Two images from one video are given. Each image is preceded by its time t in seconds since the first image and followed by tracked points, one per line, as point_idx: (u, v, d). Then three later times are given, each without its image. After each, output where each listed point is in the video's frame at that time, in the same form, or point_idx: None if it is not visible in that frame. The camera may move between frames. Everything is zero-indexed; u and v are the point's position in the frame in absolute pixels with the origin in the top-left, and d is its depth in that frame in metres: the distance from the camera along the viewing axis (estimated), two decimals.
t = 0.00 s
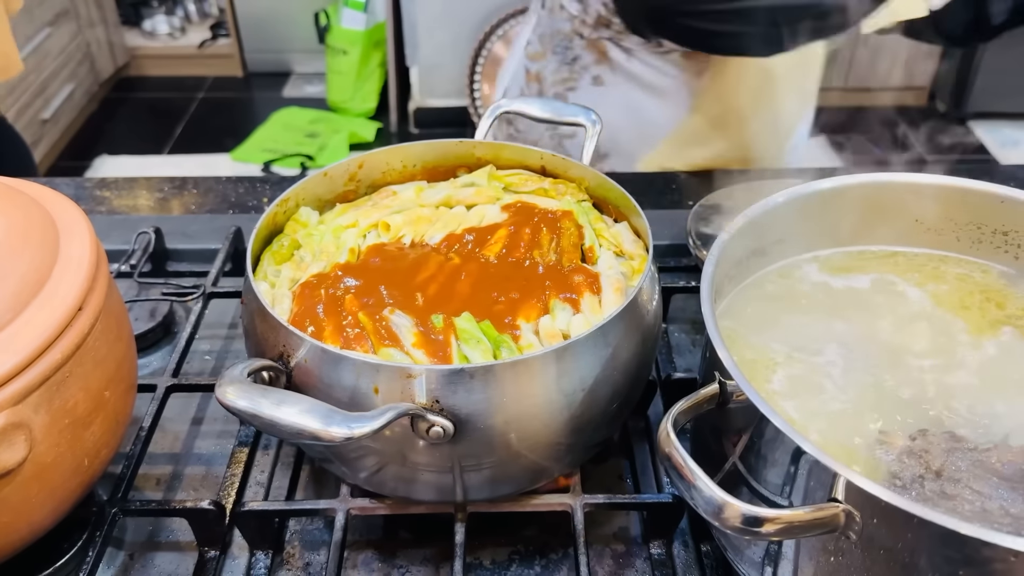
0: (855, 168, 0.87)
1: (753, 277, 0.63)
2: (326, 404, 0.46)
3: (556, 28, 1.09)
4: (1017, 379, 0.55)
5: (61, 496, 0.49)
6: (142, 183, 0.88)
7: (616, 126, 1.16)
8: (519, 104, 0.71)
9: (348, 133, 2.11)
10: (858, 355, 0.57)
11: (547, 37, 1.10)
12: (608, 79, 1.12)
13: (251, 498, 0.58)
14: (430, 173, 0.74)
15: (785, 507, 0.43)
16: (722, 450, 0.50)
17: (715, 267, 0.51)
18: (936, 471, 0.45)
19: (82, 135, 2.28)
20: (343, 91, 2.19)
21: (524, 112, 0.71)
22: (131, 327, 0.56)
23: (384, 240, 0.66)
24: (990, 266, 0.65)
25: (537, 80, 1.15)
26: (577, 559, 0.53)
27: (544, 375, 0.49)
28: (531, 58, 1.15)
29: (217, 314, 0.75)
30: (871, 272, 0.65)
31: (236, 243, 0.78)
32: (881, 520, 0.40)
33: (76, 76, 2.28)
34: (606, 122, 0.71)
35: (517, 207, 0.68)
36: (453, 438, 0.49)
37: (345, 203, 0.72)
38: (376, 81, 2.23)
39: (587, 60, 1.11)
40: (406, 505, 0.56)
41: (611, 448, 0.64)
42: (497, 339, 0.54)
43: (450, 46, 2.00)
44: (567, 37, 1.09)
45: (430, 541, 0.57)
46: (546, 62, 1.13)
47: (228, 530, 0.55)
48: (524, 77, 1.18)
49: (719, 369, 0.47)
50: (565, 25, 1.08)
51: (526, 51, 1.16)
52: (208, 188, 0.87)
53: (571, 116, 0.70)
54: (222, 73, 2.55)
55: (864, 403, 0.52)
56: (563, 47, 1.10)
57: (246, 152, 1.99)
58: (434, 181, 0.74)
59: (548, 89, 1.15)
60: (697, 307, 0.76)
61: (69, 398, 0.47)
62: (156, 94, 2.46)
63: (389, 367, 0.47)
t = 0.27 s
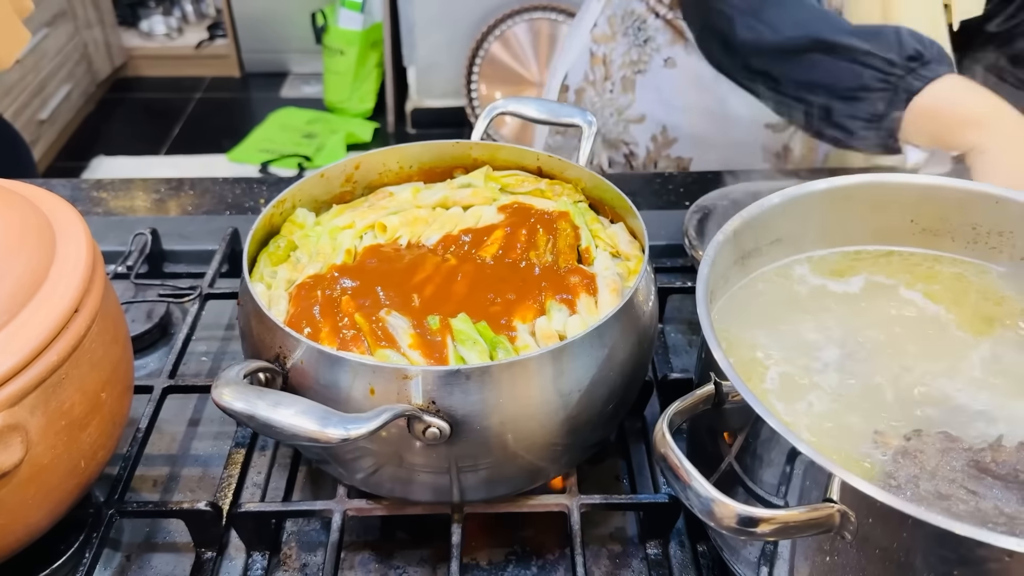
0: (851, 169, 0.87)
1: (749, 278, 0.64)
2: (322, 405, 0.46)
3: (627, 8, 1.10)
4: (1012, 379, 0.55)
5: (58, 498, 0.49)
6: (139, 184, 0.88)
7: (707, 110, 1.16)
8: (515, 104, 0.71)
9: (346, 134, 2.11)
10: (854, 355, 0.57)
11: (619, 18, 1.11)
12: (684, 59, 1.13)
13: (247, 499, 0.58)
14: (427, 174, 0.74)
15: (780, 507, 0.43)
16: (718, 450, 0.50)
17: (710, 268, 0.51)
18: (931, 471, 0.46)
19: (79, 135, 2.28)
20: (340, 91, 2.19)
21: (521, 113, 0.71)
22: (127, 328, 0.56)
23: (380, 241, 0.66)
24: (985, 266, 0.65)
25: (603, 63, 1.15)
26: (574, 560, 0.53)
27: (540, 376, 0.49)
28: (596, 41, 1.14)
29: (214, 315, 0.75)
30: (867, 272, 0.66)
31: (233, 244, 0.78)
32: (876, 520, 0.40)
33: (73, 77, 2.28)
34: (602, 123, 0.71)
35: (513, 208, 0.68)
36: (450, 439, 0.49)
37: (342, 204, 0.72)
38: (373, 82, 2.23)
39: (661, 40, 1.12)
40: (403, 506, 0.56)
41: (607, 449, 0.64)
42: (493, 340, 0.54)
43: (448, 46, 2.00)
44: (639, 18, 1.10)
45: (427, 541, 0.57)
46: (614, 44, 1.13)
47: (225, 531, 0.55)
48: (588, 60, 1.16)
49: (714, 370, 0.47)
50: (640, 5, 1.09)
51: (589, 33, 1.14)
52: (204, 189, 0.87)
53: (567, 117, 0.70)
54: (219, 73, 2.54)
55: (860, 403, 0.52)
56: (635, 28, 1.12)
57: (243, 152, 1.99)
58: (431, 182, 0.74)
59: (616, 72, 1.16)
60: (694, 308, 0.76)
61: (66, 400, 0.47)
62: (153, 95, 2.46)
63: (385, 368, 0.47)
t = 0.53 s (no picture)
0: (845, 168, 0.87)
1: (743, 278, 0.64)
2: (316, 406, 0.46)
3: None
4: (1005, 379, 0.56)
5: (51, 499, 0.49)
6: (134, 185, 0.88)
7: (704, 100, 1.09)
8: (510, 105, 0.71)
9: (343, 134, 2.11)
10: (847, 355, 0.57)
11: None
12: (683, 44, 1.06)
13: (242, 500, 0.58)
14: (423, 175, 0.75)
15: (773, 506, 0.43)
16: (712, 450, 0.50)
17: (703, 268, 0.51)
18: (923, 471, 0.46)
19: (75, 136, 2.28)
20: (337, 92, 2.19)
21: (515, 114, 0.71)
22: (122, 329, 0.56)
23: (375, 242, 0.66)
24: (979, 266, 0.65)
25: (611, 44, 1.11)
26: (568, 560, 0.53)
27: (534, 376, 0.49)
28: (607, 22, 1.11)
29: (209, 315, 0.75)
30: (861, 272, 0.66)
31: (228, 245, 0.78)
32: (868, 519, 0.40)
33: (69, 77, 2.28)
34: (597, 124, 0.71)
35: (508, 209, 0.68)
36: (444, 440, 0.49)
37: (337, 204, 0.72)
38: (369, 81, 2.22)
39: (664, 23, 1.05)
40: (397, 507, 0.56)
41: (602, 449, 0.64)
42: (487, 341, 0.54)
43: (445, 46, 2.01)
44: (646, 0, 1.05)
45: (421, 542, 0.57)
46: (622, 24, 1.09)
47: (220, 532, 0.55)
48: (598, 41, 1.13)
49: (706, 370, 0.47)
50: None
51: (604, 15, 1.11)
52: (200, 190, 0.87)
53: (562, 118, 0.71)
54: (216, 73, 2.54)
55: (853, 404, 0.53)
56: (642, 10, 1.06)
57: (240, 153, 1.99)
58: (426, 183, 0.75)
59: (622, 53, 1.11)
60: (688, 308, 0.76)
61: (60, 401, 0.47)
62: (150, 95, 2.45)
63: (379, 369, 0.47)
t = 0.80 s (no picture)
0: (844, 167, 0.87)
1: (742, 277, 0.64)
2: (315, 405, 0.46)
3: None
4: (1004, 377, 0.56)
5: (48, 499, 0.49)
6: (132, 185, 0.88)
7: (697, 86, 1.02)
8: (508, 104, 0.71)
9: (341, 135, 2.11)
10: (846, 354, 0.57)
11: None
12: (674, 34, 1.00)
13: (240, 500, 0.58)
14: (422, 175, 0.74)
15: (772, 505, 0.43)
16: (711, 449, 0.50)
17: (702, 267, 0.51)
18: (922, 469, 0.46)
19: (73, 136, 2.27)
20: (335, 92, 2.19)
21: (513, 113, 0.71)
22: (119, 329, 0.56)
23: (373, 241, 0.66)
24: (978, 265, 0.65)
25: (606, 38, 1.08)
26: (567, 559, 0.53)
27: (533, 375, 0.49)
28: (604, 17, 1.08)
29: (207, 315, 0.75)
30: (860, 271, 0.66)
31: (226, 245, 0.78)
32: (868, 517, 0.40)
33: (67, 78, 2.27)
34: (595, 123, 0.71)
35: (506, 208, 0.68)
36: (443, 439, 0.49)
37: (335, 204, 0.72)
38: (368, 82, 2.22)
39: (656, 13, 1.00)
40: (396, 506, 0.56)
41: (601, 448, 0.64)
42: (485, 340, 0.54)
43: (443, 46, 2.00)
44: None
45: (420, 541, 0.57)
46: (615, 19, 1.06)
47: (218, 532, 0.55)
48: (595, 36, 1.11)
49: (706, 368, 0.47)
50: None
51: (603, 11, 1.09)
52: (198, 189, 0.87)
53: (560, 117, 0.70)
54: (213, 74, 2.54)
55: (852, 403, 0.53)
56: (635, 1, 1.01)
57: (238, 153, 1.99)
58: (424, 182, 0.74)
59: (615, 46, 1.07)
60: (687, 307, 0.76)
61: (57, 401, 0.47)
62: (148, 96, 2.45)
63: (377, 368, 0.47)
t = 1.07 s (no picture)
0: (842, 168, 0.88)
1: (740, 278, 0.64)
2: (314, 408, 0.46)
3: None
4: (1003, 378, 0.56)
5: (47, 502, 0.49)
6: (130, 187, 0.88)
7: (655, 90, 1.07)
8: (507, 106, 0.71)
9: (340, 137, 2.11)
10: (844, 355, 0.57)
11: None
12: (637, 38, 1.05)
13: (240, 502, 0.58)
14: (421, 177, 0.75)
15: (771, 506, 0.43)
16: (710, 450, 0.50)
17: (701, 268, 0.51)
18: (921, 469, 0.46)
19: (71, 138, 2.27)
20: (333, 94, 2.19)
21: (512, 114, 0.71)
22: (118, 331, 0.56)
23: (372, 243, 0.66)
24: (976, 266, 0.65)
25: (575, 42, 1.15)
26: (567, 561, 0.53)
27: (532, 377, 0.49)
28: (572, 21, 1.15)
29: (206, 318, 0.75)
30: (858, 272, 0.66)
31: (225, 247, 0.78)
32: (867, 518, 0.40)
33: (65, 80, 2.27)
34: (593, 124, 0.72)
35: (505, 209, 0.68)
36: (442, 441, 0.49)
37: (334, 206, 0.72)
38: (366, 83, 2.22)
39: (618, 19, 1.06)
40: (395, 508, 0.56)
41: (600, 450, 0.64)
42: (484, 342, 0.54)
43: (441, 47, 2.01)
44: None
45: (420, 543, 0.57)
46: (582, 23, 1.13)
47: (217, 534, 0.55)
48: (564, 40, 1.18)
49: (704, 370, 0.47)
50: None
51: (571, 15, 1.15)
52: (196, 192, 0.87)
53: (559, 118, 0.71)
54: (211, 76, 2.54)
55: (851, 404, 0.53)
56: (602, 7, 1.08)
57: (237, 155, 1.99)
58: (423, 184, 0.75)
59: (585, 51, 1.13)
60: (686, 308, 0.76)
61: (56, 404, 0.47)
62: (146, 98, 2.45)
63: (377, 370, 0.47)
